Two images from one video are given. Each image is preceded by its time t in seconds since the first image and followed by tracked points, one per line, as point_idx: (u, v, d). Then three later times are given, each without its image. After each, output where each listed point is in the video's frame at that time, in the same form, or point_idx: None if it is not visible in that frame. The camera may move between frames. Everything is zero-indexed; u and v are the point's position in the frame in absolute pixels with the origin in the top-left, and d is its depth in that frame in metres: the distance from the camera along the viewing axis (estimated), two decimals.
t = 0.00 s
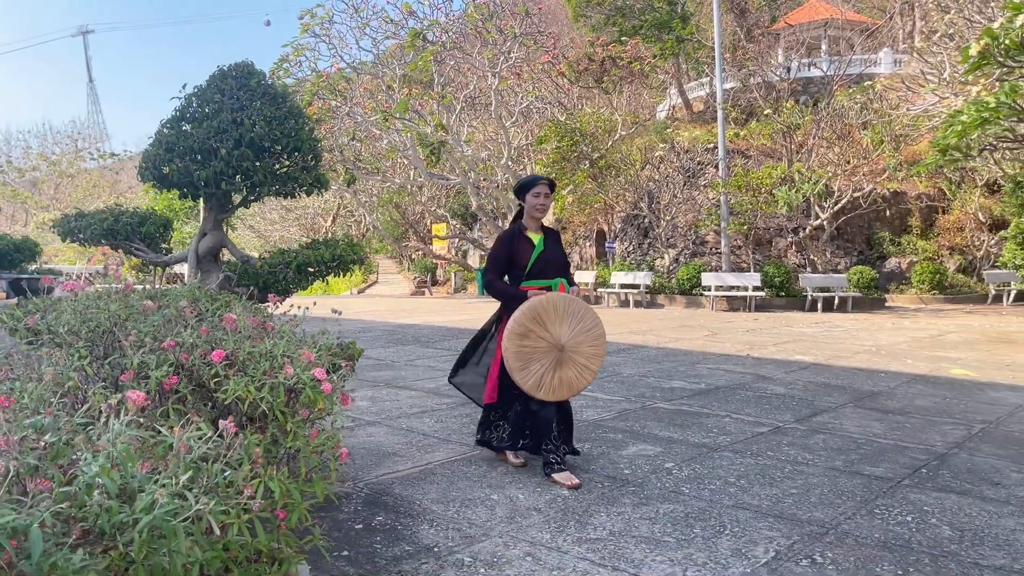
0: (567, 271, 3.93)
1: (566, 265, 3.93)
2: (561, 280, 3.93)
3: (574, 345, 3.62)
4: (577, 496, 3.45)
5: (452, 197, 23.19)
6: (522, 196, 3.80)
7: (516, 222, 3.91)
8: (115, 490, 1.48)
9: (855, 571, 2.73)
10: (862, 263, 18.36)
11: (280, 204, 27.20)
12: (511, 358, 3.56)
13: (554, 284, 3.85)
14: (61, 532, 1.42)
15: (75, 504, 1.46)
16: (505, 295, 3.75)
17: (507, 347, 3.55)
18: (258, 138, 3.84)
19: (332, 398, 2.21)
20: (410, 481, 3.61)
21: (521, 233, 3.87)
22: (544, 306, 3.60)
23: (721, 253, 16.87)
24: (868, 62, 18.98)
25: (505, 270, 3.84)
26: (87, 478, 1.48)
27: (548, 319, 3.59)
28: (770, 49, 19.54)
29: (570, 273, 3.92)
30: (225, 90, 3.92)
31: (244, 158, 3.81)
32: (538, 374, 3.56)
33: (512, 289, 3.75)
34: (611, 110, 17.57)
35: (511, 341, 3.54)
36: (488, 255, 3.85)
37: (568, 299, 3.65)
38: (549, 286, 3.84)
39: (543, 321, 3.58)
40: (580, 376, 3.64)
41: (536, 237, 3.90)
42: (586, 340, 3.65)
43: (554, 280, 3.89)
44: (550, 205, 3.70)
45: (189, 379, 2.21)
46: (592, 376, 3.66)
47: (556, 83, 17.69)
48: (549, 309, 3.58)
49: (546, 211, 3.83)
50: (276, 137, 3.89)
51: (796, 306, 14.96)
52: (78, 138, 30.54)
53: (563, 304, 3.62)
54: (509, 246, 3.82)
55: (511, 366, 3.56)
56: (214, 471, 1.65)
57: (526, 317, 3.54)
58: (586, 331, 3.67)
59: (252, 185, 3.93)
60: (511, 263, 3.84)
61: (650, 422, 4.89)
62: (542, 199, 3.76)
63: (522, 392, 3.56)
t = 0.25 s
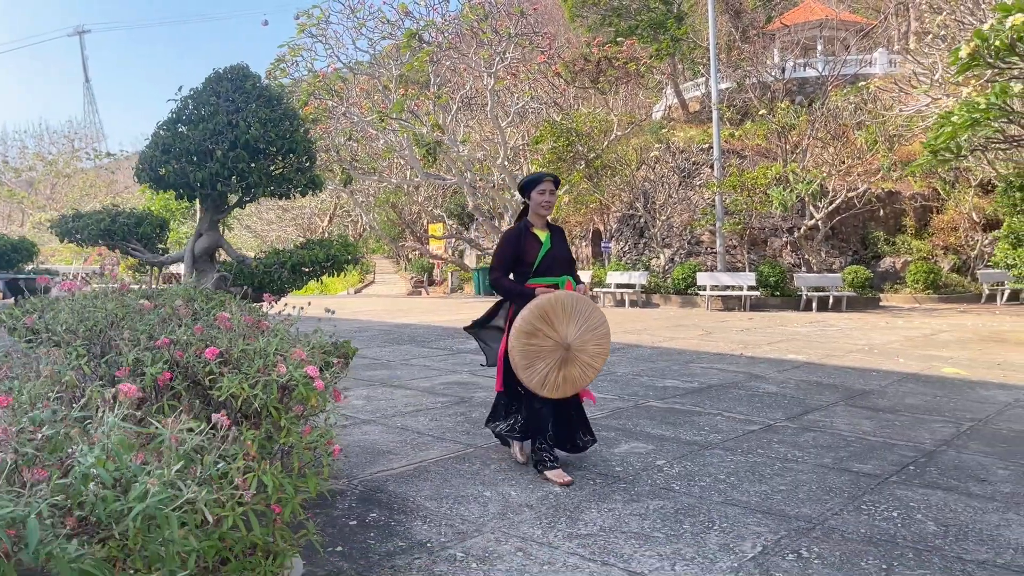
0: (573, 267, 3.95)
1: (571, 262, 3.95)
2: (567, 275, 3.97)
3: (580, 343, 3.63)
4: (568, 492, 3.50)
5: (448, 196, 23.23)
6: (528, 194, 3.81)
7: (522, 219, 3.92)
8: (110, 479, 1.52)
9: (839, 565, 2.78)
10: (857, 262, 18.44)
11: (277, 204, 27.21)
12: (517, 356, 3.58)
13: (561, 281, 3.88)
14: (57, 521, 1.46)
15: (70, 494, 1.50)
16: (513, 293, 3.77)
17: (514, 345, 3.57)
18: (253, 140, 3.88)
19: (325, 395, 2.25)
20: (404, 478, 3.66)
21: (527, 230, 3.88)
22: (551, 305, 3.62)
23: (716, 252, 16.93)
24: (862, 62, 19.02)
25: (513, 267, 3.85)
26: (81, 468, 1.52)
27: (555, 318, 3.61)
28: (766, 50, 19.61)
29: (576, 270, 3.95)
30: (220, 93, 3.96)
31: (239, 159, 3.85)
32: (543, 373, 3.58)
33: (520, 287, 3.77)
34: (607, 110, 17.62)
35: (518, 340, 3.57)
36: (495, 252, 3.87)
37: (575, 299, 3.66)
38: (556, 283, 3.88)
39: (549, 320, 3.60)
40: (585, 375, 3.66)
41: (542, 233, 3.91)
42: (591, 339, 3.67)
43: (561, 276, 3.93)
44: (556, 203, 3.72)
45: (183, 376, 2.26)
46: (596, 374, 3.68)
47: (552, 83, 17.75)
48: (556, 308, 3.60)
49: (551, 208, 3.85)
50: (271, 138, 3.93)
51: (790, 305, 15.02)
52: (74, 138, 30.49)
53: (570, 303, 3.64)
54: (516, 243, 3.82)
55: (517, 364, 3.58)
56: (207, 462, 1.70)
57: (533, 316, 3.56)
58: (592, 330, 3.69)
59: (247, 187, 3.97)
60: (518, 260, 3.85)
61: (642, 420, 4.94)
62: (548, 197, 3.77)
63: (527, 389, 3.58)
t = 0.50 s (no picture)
0: (575, 267, 3.98)
1: (573, 262, 3.98)
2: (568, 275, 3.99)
3: (581, 343, 3.67)
4: (560, 490, 3.55)
5: (445, 196, 23.27)
6: (533, 193, 3.82)
7: (526, 217, 3.93)
8: (105, 475, 1.57)
9: (825, 560, 2.83)
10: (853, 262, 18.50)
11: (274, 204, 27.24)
12: (520, 353, 3.59)
13: (562, 281, 3.91)
14: (54, 516, 1.50)
15: (66, 491, 1.54)
16: (515, 291, 3.77)
17: (517, 343, 3.59)
18: (248, 142, 3.92)
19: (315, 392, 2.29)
20: (398, 476, 3.70)
21: (530, 228, 3.89)
22: (555, 304, 3.64)
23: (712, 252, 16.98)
24: (858, 62, 19.05)
25: (515, 265, 3.86)
26: (77, 466, 1.56)
27: (559, 317, 3.63)
28: (762, 50, 19.68)
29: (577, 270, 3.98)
30: (215, 95, 4.00)
31: (234, 161, 3.89)
32: (544, 371, 3.61)
33: (522, 285, 3.77)
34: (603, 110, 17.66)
35: (521, 337, 3.58)
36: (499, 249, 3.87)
37: (578, 299, 3.69)
38: (558, 282, 3.91)
39: (553, 319, 3.62)
40: (584, 374, 3.70)
41: (545, 232, 3.93)
42: (592, 339, 3.71)
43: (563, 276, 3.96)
44: (561, 203, 3.75)
45: (175, 376, 2.31)
46: (595, 374, 3.73)
47: (548, 83, 17.79)
48: (560, 307, 3.63)
49: (555, 208, 3.87)
50: (266, 141, 3.97)
51: (786, 304, 15.07)
52: (72, 138, 30.46)
53: (573, 302, 3.67)
54: (520, 241, 3.83)
55: (518, 361, 3.60)
56: (198, 459, 1.74)
57: (538, 314, 3.58)
58: (593, 331, 3.72)
59: (242, 188, 4.01)
60: (522, 259, 3.86)
61: (635, 418, 4.99)
62: (552, 196, 3.79)
63: (527, 387, 3.61)
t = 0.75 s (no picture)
0: (575, 268, 3.98)
1: (574, 262, 3.98)
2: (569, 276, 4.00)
3: (583, 345, 3.61)
4: (551, 487, 3.60)
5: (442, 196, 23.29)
6: (535, 192, 3.83)
7: (527, 217, 3.93)
8: (101, 468, 1.61)
9: (810, 555, 2.88)
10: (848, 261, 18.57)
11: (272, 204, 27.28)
12: (521, 356, 3.55)
13: (563, 281, 3.91)
14: (51, 507, 1.53)
15: (64, 483, 1.58)
16: (516, 291, 3.79)
17: (518, 345, 3.55)
18: (243, 144, 3.97)
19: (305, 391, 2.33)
20: (392, 473, 3.75)
21: (532, 228, 3.90)
22: (555, 305, 3.60)
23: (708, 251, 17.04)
24: (854, 62, 19.12)
25: (516, 265, 3.88)
26: (74, 459, 1.59)
27: (559, 318, 3.58)
28: (758, 50, 19.74)
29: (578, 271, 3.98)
30: (210, 97, 4.04)
31: (229, 162, 3.92)
32: (546, 374, 3.57)
33: (523, 285, 3.80)
34: (600, 110, 17.70)
35: (522, 340, 3.54)
36: (500, 248, 3.88)
37: (580, 299, 3.64)
38: (558, 283, 3.91)
39: (554, 321, 3.58)
40: (587, 376, 3.65)
41: (546, 232, 3.93)
42: (594, 340, 3.65)
43: (563, 276, 3.96)
44: (563, 203, 3.75)
45: (169, 374, 2.35)
46: (599, 375, 3.67)
47: (545, 83, 17.83)
48: (560, 308, 3.58)
49: (557, 208, 3.87)
50: (260, 142, 4.01)
51: (781, 304, 15.13)
52: (69, 137, 30.44)
53: (574, 303, 3.62)
54: (521, 241, 3.84)
55: (520, 364, 3.56)
56: (191, 453, 1.78)
57: (538, 316, 3.53)
58: (595, 331, 3.66)
59: (236, 189, 4.04)
60: (522, 259, 3.87)
61: (627, 416, 5.04)
62: (555, 196, 3.79)
63: (530, 390, 3.57)
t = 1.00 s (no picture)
0: (577, 269, 3.99)
1: (576, 263, 3.99)
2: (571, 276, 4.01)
3: (581, 346, 3.61)
4: (543, 483, 3.64)
5: (440, 196, 23.31)
6: (538, 193, 3.86)
7: (530, 217, 3.96)
8: (98, 459, 1.65)
9: (797, 549, 2.92)
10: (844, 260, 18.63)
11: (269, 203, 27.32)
12: (517, 355, 3.59)
13: (563, 282, 3.92)
14: (47, 495, 1.57)
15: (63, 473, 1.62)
16: (516, 292, 3.84)
17: (514, 344, 3.58)
18: (237, 144, 4.00)
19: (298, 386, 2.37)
20: (386, 470, 3.79)
21: (534, 229, 3.93)
22: (553, 305, 3.61)
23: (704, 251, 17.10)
24: (850, 62, 19.18)
25: (517, 265, 3.91)
26: (71, 450, 1.64)
27: (556, 319, 3.60)
28: (755, 50, 19.79)
29: (580, 272, 3.99)
30: (205, 98, 4.07)
31: (223, 162, 3.96)
32: (542, 373, 3.59)
33: (523, 285, 3.84)
34: (597, 109, 17.74)
35: (518, 339, 3.58)
36: (502, 249, 3.93)
37: (578, 300, 3.64)
38: (559, 283, 3.92)
39: (551, 321, 3.59)
40: (585, 377, 3.64)
41: (549, 233, 3.94)
42: (593, 341, 3.64)
43: (564, 277, 3.97)
44: (564, 204, 3.76)
45: (167, 368, 2.38)
46: (597, 377, 3.65)
47: (542, 82, 17.86)
48: (557, 308, 3.59)
49: (560, 209, 3.88)
50: (254, 143, 4.05)
51: (777, 303, 15.18)
52: (67, 137, 30.47)
53: (572, 304, 3.62)
54: (522, 241, 3.87)
55: (516, 363, 3.60)
56: (185, 445, 1.82)
57: (534, 316, 3.56)
58: (594, 333, 3.66)
59: (231, 188, 4.08)
60: (523, 259, 3.90)
61: (621, 414, 5.08)
62: (557, 197, 3.81)
63: (525, 389, 3.60)
